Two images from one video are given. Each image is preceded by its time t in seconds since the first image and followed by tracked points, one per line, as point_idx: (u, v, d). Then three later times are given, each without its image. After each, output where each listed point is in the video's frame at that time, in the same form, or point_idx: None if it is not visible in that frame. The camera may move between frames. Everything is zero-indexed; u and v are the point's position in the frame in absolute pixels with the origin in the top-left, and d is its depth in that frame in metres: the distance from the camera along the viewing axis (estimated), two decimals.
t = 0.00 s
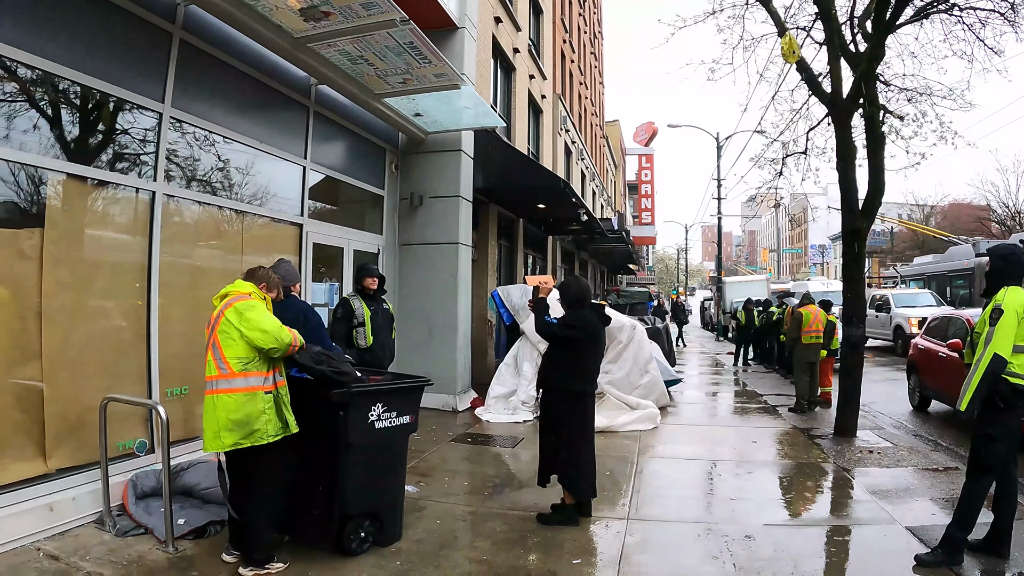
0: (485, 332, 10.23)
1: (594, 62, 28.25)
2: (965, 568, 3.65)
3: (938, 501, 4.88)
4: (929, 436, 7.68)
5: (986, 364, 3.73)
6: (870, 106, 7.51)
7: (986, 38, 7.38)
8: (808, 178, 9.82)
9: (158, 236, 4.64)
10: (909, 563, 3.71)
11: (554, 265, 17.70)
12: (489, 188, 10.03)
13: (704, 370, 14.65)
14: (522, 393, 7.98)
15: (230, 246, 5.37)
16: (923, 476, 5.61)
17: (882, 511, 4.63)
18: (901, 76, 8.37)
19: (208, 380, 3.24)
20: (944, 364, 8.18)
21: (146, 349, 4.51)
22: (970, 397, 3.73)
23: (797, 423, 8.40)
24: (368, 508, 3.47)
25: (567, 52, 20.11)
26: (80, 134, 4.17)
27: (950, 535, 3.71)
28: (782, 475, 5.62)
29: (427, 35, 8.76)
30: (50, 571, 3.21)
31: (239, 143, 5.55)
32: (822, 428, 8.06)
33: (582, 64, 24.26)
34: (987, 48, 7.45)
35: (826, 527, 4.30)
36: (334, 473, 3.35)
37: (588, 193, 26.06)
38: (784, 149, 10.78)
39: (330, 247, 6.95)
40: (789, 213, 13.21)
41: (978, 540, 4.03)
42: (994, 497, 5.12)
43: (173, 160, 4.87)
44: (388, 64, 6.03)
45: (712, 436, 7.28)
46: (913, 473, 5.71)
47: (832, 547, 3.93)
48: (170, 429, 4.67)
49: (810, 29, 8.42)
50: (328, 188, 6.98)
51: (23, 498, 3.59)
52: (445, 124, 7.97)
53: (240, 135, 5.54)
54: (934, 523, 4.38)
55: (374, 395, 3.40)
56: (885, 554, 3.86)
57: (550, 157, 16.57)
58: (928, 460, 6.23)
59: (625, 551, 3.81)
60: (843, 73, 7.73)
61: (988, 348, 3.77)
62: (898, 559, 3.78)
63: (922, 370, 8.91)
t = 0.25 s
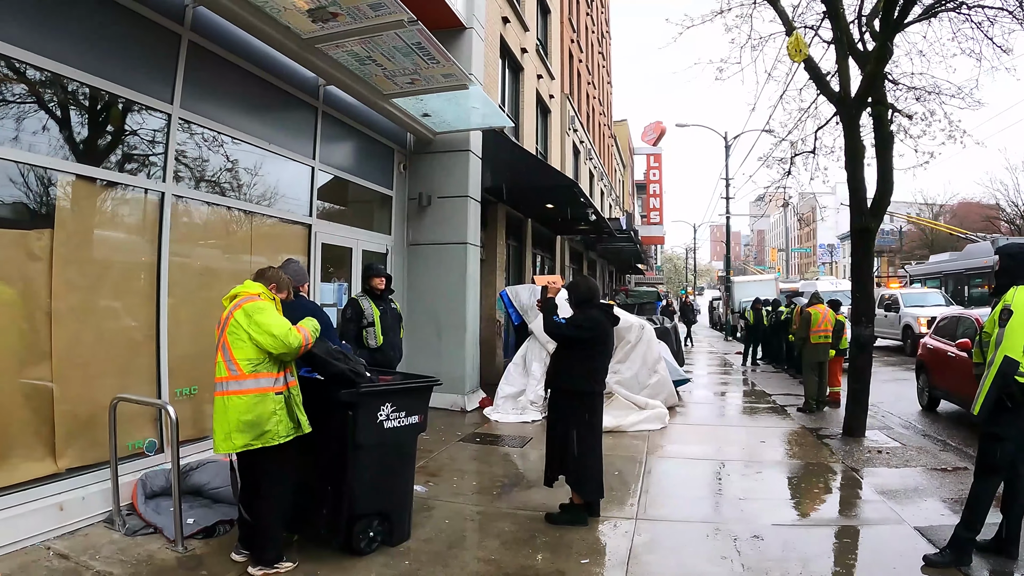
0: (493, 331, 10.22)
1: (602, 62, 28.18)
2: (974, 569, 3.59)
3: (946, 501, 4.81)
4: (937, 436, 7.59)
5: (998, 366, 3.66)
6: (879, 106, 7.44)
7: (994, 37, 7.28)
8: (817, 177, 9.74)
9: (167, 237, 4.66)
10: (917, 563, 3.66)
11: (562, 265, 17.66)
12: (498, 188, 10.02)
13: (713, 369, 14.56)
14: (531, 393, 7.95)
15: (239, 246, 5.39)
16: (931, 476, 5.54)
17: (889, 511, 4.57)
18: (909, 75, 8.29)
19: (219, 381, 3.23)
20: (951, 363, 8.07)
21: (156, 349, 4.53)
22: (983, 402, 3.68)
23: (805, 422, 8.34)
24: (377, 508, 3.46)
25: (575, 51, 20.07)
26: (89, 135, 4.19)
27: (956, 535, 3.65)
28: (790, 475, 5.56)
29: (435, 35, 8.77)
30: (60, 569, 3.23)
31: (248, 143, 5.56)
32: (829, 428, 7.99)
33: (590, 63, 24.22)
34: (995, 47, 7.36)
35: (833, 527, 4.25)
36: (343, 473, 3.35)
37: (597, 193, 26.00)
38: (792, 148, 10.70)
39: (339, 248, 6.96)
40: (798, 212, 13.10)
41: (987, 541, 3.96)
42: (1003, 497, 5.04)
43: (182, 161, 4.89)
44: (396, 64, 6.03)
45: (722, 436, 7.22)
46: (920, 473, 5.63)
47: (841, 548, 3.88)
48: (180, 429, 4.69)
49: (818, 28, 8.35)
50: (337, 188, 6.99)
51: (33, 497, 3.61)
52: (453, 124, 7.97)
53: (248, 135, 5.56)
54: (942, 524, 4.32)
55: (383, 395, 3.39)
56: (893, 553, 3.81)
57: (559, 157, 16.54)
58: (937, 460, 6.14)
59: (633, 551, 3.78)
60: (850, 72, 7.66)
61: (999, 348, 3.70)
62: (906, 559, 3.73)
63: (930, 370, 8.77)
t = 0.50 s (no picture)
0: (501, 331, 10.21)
1: (609, 61, 28.13)
2: (981, 569, 3.55)
3: (954, 501, 4.76)
4: (946, 436, 7.51)
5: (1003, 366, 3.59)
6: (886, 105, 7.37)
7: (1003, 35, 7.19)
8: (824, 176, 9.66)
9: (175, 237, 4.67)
10: (924, 564, 3.61)
11: (570, 265, 17.63)
12: (505, 188, 10.00)
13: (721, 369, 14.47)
14: (538, 393, 7.93)
15: (247, 247, 5.40)
16: (938, 476, 5.47)
17: (896, 511, 4.52)
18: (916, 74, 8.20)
19: (227, 381, 3.23)
20: (959, 363, 7.98)
21: (165, 349, 4.55)
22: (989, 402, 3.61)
23: (813, 422, 8.27)
24: (385, 507, 3.46)
25: (582, 51, 20.03)
26: (97, 137, 4.21)
27: (963, 535, 3.60)
28: (797, 475, 5.51)
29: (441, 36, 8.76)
30: (69, 569, 3.24)
31: (255, 144, 5.58)
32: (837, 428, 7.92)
33: (597, 63, 24.16)
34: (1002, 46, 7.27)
35: (840, 527, 4.20)
36: (351, 472, 3.34)
37: (605, 192, 25.93)
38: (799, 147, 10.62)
39: (346, 248, 6.97)
40: (805, 211, 13.00)
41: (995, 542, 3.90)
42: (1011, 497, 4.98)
43: (190, 162, 4.90)
44: (403, 65, 6.02)
45: (729, 436, 7.18)
46: (928, 473, 5.57)
47: (848, 548, 3.84)
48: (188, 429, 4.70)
49: (824, 27, 8.28)
50: (344, 189, 6.99)
51: (42, 497, 3.63)
52: (460, 124, 7.96)
53: (255, 136, 5.57)
54: (950, 524, 4.26)
55: (391, 395, 3.38)
56: (899, 553, 3.76)
57: (566, 157, 16.51)
58: (944, 460, 6.08)
59: (641, 551, 3.75)
60: (858, 72, 7.59)
61: (1005, 349, 3.63)
62: (913, 559, 3.68)
63: (938, 371, 8.68)
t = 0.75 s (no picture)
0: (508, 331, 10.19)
1: (616, 61, 28.09)
2: (989, 569, 3.50)
3: (962, 501, 4.70)
4: (954, 436, 7.43)
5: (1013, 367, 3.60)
6: (893, 103, 7.31)
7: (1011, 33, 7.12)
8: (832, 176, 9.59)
9: (183, 237, 4.68)
10: (932, 563, 3.57)
11: (577, 265, 17.59)
12: (512, 188, 9.99)
13: (729, 369, 14.39)
14: (546, 392, 7.91)
15: (255, 246, 5.41)
16: (947, 476, 5.41)
17: (904, 511, 4.47)
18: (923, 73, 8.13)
19: (237, 380, 3.23)
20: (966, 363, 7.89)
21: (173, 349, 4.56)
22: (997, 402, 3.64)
23: (819, 422, 8.19)
24: (393, 506, 3.44)
25: (589, 50, 20.00)
26: (105, 137, 4.23)
27: (970, 534, 3.55)
28: (805, 474, 5.46)
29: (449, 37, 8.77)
30: (78, 567, 3.25)
31: (262, 144, 5.58)
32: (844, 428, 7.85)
33: (604, 63, 24.12)
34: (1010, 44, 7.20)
35: (847, 527, 4.16)
36: (360, 471, 3.33)
37: (612, 193, 25.88)
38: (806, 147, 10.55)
39: (354, 248, 6.97)
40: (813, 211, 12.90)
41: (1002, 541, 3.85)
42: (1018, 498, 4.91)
43: (197, 162, 4.91)
44: (411, 65, 6.02)
45: (737, 436, 7.13)
46: (936, 473, 5.51)
47: (855, 548, 3.80)
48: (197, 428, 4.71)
49: (832, 26, 8.22)
50: (352, 189, 7.00)
51: (52, 496, 3.64)
52: (467, 124, 7.95)
53: (263, 136, 5.58)
54: (957, 524, 4.21)
55: (399, 395, 3.37)
56: (908, 553, 3.72)
57: (573, 157, 16.48)
58: (952, 460, 6.01)
59: (648, 550, 3.73)
60: (865, 70, 7.53)
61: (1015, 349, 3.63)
62: (920, 559, 3.64)
63: (945, 370, 8.58)
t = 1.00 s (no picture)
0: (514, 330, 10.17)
1: (621, 60, 28.03)
2: (997, 569, 3.46)
3: (970, 501, 4.65)
4: (961, 436, 7.36)
5: None
6: (900, 101, 7.25)
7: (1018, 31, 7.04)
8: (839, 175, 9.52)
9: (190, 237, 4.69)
10: (939, 563, 3.53)
11: (583, 264, 17.55)
12: (519, 188, 9.97)
13: (735, 368, 14.32)
14: (552, 392, 7.89)
15: (262, 246, 5.42)
16: (955, 476, 5.36)
17: (910, 511, 4.43)
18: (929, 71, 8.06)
19: (246, 379, 3.22)
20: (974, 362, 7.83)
21: (181, 348, 4.57)
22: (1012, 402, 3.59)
23: (827, 422, 8.11)
24: (400, 505, 3.43)
25: (595, 50, 19.96)
26: (111, 138, 4.24)
27: (981, 535, 3.50)
28: (812, 474, 5.42)
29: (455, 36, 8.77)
30: (85, 566, 3.26)
31: (269, 143, 5.58)
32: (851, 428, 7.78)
33: (610, 62, 24.08)
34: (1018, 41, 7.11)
35: (854, 527, 4.12)
36: (367, 470, 3.33)
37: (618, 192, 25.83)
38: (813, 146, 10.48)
39: (361, 248, 6.98)
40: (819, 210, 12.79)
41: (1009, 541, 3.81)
42: None
43: (204, 162, 4.92)
44: (417, 65, 6.01)
45: (744, 436, 7.09)
46: (943, 473, 5.46)
47: (862, 548, 3.76)
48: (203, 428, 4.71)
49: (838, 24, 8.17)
50: (359, 188, 7.00)
51: (60, 494, 3.65)
52: (474, 123, 7.94)
53: (269, 136, 5.58)
54: (965, 524, 4.16)
55: (407, 394, 3.36)
56: (915, 553, 3.68)
57: (579, 156, 16.44)
58: (960, 460, 5.95)
59: (654, 549, 3.71)
60: (872, 68, 7.47)
61: None
62: (927, 559, 3.60)
63: (952, 369, 8.49)
